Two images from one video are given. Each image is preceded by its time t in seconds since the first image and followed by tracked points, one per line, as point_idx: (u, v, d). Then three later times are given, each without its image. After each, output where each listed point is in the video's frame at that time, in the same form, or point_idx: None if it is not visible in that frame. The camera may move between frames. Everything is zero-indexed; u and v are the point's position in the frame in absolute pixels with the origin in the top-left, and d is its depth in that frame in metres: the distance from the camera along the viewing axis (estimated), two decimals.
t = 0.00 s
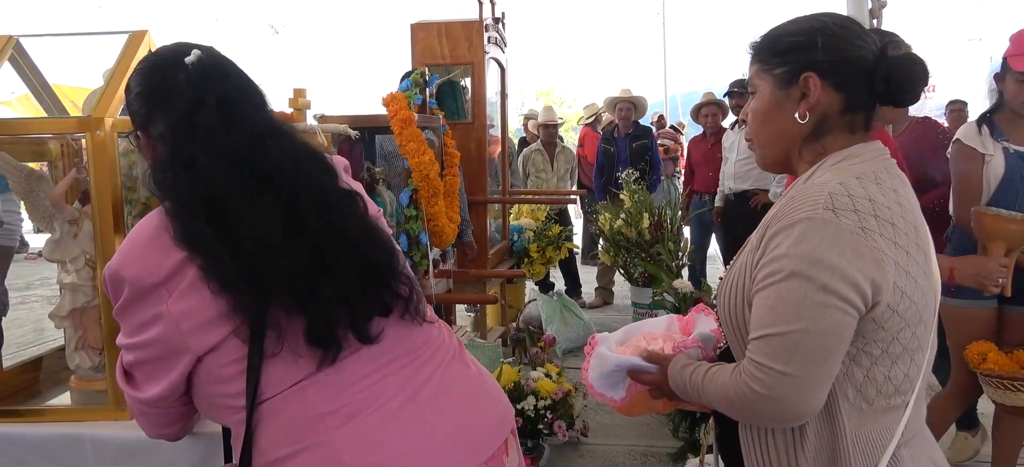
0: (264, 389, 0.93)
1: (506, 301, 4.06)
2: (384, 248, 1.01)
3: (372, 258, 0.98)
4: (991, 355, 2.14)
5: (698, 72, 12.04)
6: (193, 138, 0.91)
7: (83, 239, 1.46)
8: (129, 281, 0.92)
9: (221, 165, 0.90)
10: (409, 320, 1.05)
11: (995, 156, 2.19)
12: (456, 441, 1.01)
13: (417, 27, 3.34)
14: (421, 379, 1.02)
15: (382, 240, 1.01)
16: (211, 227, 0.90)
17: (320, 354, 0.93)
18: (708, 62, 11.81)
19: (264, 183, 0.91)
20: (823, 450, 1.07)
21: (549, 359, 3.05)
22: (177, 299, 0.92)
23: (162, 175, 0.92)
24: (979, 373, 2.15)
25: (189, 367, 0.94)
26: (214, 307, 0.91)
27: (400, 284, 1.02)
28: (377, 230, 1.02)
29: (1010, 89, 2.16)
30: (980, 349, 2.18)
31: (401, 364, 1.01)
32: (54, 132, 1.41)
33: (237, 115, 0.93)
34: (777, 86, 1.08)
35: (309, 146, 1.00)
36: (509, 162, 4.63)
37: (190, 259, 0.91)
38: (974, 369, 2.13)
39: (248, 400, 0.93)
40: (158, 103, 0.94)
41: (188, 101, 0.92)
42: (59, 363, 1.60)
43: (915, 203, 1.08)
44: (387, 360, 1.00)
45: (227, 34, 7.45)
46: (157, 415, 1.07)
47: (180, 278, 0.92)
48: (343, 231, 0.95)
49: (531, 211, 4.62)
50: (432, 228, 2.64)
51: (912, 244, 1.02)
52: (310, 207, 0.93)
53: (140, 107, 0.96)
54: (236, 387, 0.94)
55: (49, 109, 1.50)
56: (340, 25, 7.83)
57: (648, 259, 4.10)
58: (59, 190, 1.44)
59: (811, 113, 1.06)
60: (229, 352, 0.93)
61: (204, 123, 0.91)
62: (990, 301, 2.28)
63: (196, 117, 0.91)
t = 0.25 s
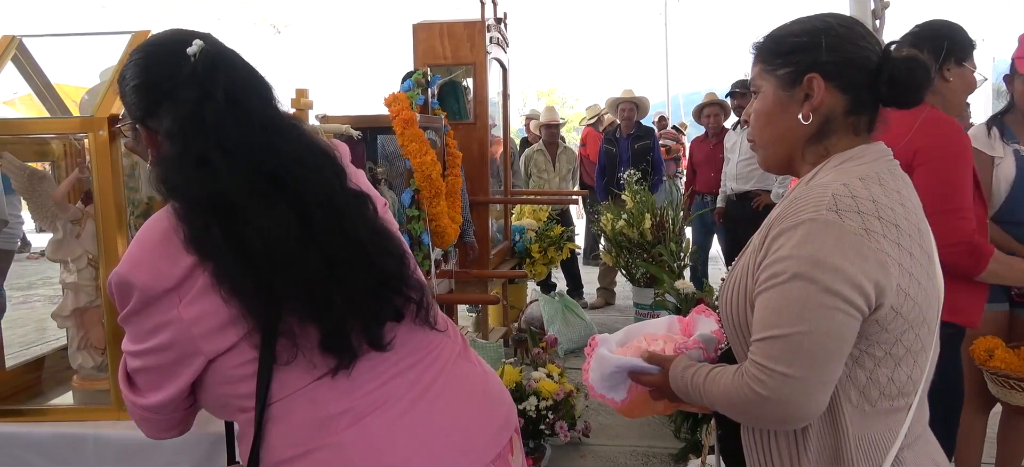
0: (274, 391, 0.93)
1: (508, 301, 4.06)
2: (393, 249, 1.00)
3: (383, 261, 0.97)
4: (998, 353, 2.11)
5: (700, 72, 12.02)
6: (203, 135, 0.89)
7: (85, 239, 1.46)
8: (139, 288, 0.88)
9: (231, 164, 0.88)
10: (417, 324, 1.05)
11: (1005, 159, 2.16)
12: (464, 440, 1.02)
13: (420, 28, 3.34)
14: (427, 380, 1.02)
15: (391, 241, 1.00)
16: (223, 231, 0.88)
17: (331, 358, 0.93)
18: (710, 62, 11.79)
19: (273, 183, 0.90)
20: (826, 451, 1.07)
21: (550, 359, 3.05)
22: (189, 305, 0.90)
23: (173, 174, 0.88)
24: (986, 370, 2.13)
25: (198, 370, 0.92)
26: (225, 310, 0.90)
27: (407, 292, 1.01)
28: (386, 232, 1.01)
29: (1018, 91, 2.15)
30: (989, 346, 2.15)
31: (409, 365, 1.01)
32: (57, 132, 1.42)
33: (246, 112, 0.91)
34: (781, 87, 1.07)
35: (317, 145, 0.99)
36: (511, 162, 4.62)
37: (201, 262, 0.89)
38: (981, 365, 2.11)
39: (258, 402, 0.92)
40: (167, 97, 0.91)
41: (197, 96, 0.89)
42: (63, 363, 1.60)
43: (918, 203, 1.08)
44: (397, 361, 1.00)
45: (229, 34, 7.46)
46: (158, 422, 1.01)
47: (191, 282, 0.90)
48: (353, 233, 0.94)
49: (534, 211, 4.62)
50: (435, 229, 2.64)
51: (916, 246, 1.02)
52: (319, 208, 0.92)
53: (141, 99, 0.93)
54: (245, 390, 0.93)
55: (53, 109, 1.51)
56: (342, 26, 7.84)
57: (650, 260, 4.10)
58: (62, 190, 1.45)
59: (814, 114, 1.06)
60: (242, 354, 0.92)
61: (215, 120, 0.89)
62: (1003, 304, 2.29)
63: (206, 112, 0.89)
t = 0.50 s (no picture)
0: (285, 394, 0.92)
1: (509, 302, 4.06)
2: (398, 251, 1.00)
3: (388, 263, 0.97)
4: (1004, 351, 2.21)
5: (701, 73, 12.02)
6: (206, 135, 0.88)
7: (87, 239, 1.46)
8: (146, 295, 0.86)
9: (236, 164, 0.87)
10: (425, 321, 1.06)
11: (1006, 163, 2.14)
12: (472, 441, 1.01)
13: (422, 28, 3.35)
14: (435, 379, 1.02)
15: (396, 242, 1.00)
16: (234, 232, 0.87)
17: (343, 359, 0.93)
18: (712, 63, 11.79)
19: (279, 182, 0.89)
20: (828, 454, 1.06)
21: (552, 360, 3.06)
22: (199, 312, 0.88)
23: (177, 175, 0.87)
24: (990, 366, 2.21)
25: (208, 376, 0.90)
26: (236, 314, 0.88)
27: (412, 288, 1.02)
28: (391, 233, 1.01)
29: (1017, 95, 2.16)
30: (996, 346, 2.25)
31: (416, 364, 1.01)
32: (59, 132, 1.42)
33: (248, 112, 0.91)
34: (784, 88, 1.07)
35: (319, 146, 0.98)
36: (513, 163, 4.62)
37: (212, 266, 0.88)
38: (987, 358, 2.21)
39: (269, 406, 0.91)
40: (166, 96, 0.91)
41: (199, 96, 0.89)
42: (64, 362, 1.59)
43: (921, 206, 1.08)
44: (405, 362, 0.99)
45: (231, 33, 7.45)
46: (167, 435, 0.98)
47: (201, 287, 0.88)
48: (359, 233, 0.94)
49: (535, 211, 4.62)
50: (437, 229, 2.64)
51: (919, 248, 1.02)
52: (325, 209, 0.92)
53: (132, 99, 0.92)
54: (257, 394, 0.92)
55: (54, 109, 1.54)
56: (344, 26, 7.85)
57: (651, 260, 4.09)
58: (64, 190, 1.44)
59: (818, 116, 1.06)
60: (254, 359, 0.91)
61: (219, 120, 0.88)
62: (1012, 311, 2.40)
63: (209, 113, 0.88)
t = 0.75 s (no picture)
0: (294, 399, 0.90)
1: (509, 302, 4.07)
2: (397, 252, 1.01)
3: (388, 264, 0.98)
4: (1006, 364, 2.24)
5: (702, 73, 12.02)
6: (197, 148, 0.88)
7: (88, 238, 1.47)
8: (149, 311, 0.84)
9: (229, 176, 0.88)
10: (428, 315, 1.07)
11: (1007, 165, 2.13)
12: (479, 439, 1.01)
13: (422, 29, 3.35)
14: (441, 377, 1.02)
15: (394, 244, 1.01)
16: (234, 242, 0.87)
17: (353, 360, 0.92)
18: (712, 63, 11.79)
19: (275, 190, 0.90)
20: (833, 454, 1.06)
21: (552, 360, 3.07)
22: (204, 323, 0.86)
23: (170, 188, 0.87)
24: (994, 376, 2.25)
25: (217, 388, 0.88)
26: (243, 322, 0.87)
27: (413, 284, 1.03)
28: (389, 235, 1.02)
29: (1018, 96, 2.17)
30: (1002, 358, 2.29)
31: (422, 363, 1.00)
32: (59, 132, 1.42)
33: (237, 125, 0.92)
34: (787, 88, 1.07)
35: (309, 154, 0.99)
36: (513, 163, 4.62)
37: (215, 276, 0.87)
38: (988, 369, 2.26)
39: (279, 411, 0.89)
40: (150, 113, 0.91)
41: (185, 111, 0.90)
42: (64, 362, 1.59)
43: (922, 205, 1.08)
44: (410, 361, 0.99)
45: (232, 33, 7.45)
46: (176, 454, 0.95)
47: (206, 297, 0.86)
48: (358, 236, 0.95)
49: (535, 211, 4.61)
50: (437, 229, 2.64)
51: (923, 248, 1.02)
52: (323, 215, 0.93)
53: (117, 121, 0.91)
54: (266, 402, 0.90)
55: (55, 109, 1.52)
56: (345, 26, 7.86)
57: (651, 261, 4.09)
58: (64, 189, 1.44)
59: (820, 115, 1.06)
60: (263, 367, 0.89)
61: (208, 134, 0.89)
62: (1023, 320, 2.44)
63: (197, 127, 0.89)
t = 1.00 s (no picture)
0: (298, 405, 0.90)
1: (509, 303, 4.07)
2: (387, 253, 1.01)
3: (378, 266, 0.97)
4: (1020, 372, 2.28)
5: (702, 73, 12.02)
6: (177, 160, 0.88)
7: (89, 239, 1.47)
8: (149, 331, 0.84)
9: (210, 187, 0.88)
10: (423, 311, 1.07)
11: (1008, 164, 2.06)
12: (485, 439, 1.01)
13: (421, 29, 3.35)
14: (445, 377, 1.02)
15: (385, 247, 1.01)
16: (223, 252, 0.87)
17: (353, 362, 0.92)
18: (713, 63, 11.79)
19: (257, 198, 0.90)
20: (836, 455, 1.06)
21: (553, 361, 3.07)
22: (204, 338, 0.86)
23: (155, 204, 0.87)
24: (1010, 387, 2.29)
25: (222, 400, 0.88)
26: (246, 333, 0.87)
27: (406, 282, 1.03)
28: (381, 239, 1.02)
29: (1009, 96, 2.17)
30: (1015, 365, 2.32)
31: (426, 363, 1.01)
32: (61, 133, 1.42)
33: (215, 136, 0.91)
34: (789, 88, 1.07)
35: (290, 159, 0.99)
36: (513, 163, 4.62)
37: (212, 289, 0.87)
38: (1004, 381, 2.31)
39: (284, 418, 0.88)
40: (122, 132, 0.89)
41: (159, 125, 0.89)
42: (65, 363, 1.61)
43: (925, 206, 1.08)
44: (413, 361, 0.99)
45: (232, 34, 7.44)
46: None
47: (205, 310, 0.86)
48: (346, 240, 0.95)
49: (536, 212, 4.60)
50: (437, 230, 2.65)
51: (927, 248, 1.02)
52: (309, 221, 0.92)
53: (92, 143, 0.90)
54: (270, 410, 0.90)
55: (56, 110, 1.51)
56: (346, 27, 7.84)
57: (652, 262, 4.09)
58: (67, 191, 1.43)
59: (822, 115, 1.06)
60: (267, 375, 0.89)
61: (186, 146, 0.88)
62: None
63: (173, 140, 0.88)
